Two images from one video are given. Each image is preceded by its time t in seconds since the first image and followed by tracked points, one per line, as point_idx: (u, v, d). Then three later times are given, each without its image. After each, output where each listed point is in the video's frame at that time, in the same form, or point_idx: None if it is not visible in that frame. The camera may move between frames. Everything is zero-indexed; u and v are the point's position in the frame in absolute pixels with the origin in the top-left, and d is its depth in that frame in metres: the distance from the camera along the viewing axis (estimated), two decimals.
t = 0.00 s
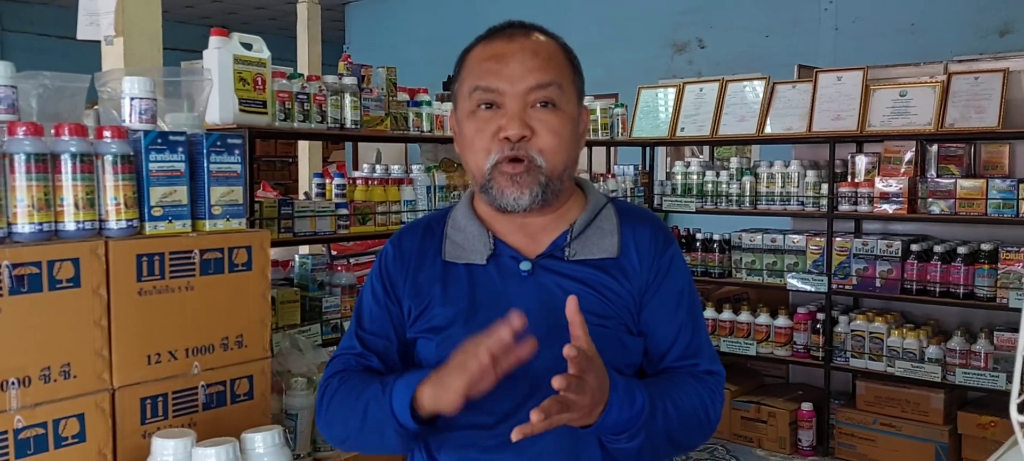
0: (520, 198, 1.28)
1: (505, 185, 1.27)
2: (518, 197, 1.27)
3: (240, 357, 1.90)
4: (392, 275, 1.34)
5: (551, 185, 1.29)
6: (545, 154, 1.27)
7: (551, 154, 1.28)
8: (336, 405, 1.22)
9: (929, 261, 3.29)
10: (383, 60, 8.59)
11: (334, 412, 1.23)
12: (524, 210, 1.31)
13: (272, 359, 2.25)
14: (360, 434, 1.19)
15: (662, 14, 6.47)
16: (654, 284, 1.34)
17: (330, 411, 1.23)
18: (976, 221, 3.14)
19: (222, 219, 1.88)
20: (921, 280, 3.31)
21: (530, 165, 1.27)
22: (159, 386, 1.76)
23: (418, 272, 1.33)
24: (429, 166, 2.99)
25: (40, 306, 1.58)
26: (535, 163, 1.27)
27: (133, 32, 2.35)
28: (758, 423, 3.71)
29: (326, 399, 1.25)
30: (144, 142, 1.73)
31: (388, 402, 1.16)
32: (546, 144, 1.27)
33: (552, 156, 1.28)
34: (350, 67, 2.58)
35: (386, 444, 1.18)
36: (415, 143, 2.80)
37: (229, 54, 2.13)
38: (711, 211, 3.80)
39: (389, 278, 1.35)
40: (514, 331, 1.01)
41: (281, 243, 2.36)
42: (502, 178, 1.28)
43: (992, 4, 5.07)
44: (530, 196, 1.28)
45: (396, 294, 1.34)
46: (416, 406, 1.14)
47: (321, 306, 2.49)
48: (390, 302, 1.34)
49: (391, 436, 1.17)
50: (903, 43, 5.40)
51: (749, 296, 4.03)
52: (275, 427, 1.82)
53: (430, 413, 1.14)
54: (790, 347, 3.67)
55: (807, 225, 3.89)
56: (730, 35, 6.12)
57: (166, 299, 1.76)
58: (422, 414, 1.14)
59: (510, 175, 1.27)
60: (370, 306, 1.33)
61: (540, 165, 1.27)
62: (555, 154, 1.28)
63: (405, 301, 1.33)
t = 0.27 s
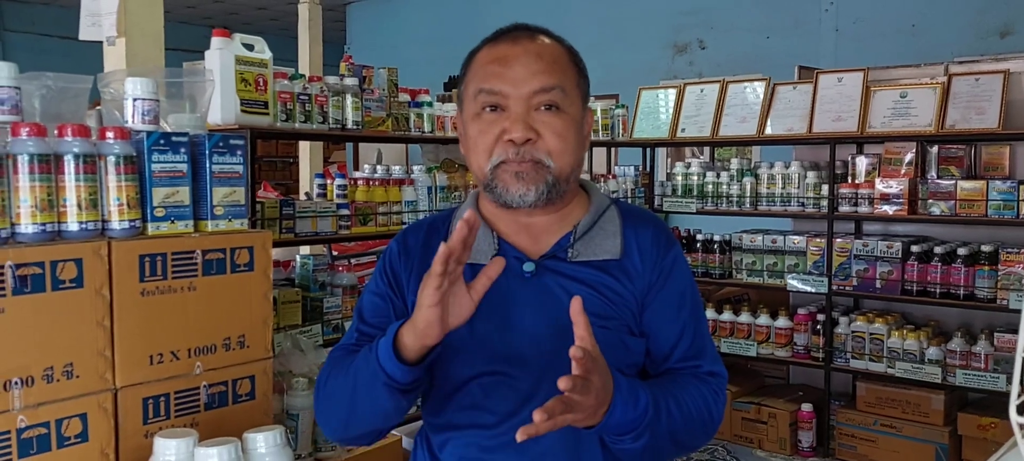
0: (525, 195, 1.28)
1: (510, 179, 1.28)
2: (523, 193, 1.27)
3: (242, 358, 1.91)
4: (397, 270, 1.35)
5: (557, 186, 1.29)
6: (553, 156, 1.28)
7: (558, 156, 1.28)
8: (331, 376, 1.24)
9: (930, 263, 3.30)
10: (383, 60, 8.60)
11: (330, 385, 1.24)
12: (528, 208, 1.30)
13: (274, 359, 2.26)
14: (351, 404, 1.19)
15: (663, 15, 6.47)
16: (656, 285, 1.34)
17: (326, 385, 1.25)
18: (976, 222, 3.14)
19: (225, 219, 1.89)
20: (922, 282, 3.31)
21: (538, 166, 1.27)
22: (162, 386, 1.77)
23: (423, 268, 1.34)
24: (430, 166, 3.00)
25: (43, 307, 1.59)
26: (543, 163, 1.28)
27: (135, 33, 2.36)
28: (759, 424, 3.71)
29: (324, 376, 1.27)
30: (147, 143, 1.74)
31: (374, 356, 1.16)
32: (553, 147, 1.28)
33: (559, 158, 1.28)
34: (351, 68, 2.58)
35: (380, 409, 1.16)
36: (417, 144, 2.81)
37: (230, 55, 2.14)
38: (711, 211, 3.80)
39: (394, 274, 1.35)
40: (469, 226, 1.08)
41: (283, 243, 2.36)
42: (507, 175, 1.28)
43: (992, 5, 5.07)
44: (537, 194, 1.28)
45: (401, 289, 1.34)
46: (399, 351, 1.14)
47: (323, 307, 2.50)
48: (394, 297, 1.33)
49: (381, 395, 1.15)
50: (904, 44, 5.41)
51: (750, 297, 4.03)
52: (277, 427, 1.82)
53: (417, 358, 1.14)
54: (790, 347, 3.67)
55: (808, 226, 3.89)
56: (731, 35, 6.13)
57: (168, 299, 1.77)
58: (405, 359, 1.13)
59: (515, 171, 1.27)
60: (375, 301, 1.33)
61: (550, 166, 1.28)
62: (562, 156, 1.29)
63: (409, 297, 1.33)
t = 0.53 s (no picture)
0: (529, 203, 1.29)
1: (512, 191, 1.29)
2: (527, 202, 1.29)
3: (243, 359, 1.91)
4: (400, 274, 1.35)
5: (563, 191, 1.30)
6: (558, 161, 1.29)
7: (563, 161, 1.29)
8: (349, 404, 1.22)
9: (930, 264, 3.30)
10: (384, 61, 8.60)
11: (346, 408, 1.22)
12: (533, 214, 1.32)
13: (275, 360, 2.27)
14: (377, 437, 1.19)
15: (664, 16, 6.48)
16: (660, 287, 1.35)
17: (343, 410, 1.23)
18: (976, 224, 3.14)
19: (226, 221, 1.89)
20: (923, 283, 3.32)
21: (543, 171, 1.28)
22: (163, 387, 1.77)
23: (427, 271, 1.34)
24: (431, 167, 3.00)
25: (45, 308, 1.59)
26: (547, 168, 1.28)
27: (137, 34, 2.36)
28: (759, 426, 3.71)
29: (339, 398, 1.25)
30: (148, 144, 1.74)
31: (402, 402, 1.15)
32: (558, 151, 1.28)
33: (564, 163, 1.29)
34: (352, 69, 2.58)
35: (402, 445, 1.18)
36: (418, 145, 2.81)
37: (231, 56, 2.14)
38: (712, 212, 3.79)
39: (398, 279, 1.35)
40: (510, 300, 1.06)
41: (284, 244, 2.36)
42: (509, 186, 1.30)
43: (994, 6, 5.07)
44: (542, 201, 1.29)
45: (404, 294, 1.34)
46: (432, 404, 1.13)
47: (324, 308, 2.50)
48: (398, 301, 1.34)
49: (407, 436, 1.16)
50: (905, 46, 5.41)
51: (750, 298, 4.03)
52: (278, 428, 1.82)
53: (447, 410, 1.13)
54: (791, 349, 3.67)
55: (809, 227, 3.89)
56: (732, 37, 6.13)
57: (170, 300, 1.77)
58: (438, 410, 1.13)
59: (517, 182, 1.29)
60: (378, 306, 1.33)
61: (555, 172, 1.28)
62: (567, 161, 1.29)
63: (413, 301, 1.33)
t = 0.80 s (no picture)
0: (531, 215, 1.31)
1: (513, 203, 1.30)
2: (528, 214, 1.31)
3: (244, 359, 1.91)
4: (401, 282, 1.34)
5: (563, 197, 1.31)
6: (558, 167, 1.29)
7: (563, 167, 1.30)
8: (361, 435, 1.22)
9: (932, 265, 3.31)
10: (385, 62, 8.60)
11: (358, 435, 1.23)
12: (534, 224, 1.34)
13: (275, 361, 2.27)
14: None
15: (665, 17, 6.48)
16: (662, 289, 1.34)
17: (355, 438, 1.23)
18: (978, 225, 3.14)
19: (226, 221, 1.89)
20: (924, 284, 3.32)
21: (543, 178, 1.29)
22: (164, 387, 1.77)
23: (429, 277, 1.34)
24: (432, 168, 3.00)
25: (45, 308, 1.59)
26: (548, 175, 1.29)
27: (138, 34, 2.36)
28: (760, 427, 3.71)
29: (349, 423, 1.25)
30: (149, 144, 1.74)
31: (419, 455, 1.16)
32: (557, 157, 1.29)
33: (565, 170, 1.30)
34: (353, 69, 2.58)
35: None
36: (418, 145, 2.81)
37: (232, 56, 2.14)
38: (713, 213, 3.79)
39: (399, 286, 1.34)
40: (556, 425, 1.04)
41: (284, 245, 2.36)
42: (510, 199, 1.31)
43: (995, 7, 5.07)
44: (544, 212, 1.31)
45: (406, 301, 1.34)
46: None
47: (324, 308, 2.50)
48: (401, 309, 1.33)
49: None
50: (907, 46, 5.40)
51: (751, 299, 4.03)
52: (279, 429, 1.82)
53: None
54: (792, 350, 3.66)
55: (810, 227, 3.89)
56: (733, 37, 6.12)
57: (170, 301, 1.77)
58: None
59: (518, 194, 1.29)
60: (381, 314, 1.33)
61: (555, 178, 1.29)
62: (566, 167, 1.30)
63: (415, 308, 1.32)
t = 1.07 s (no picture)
0: (529, 202, 1.28)
1: (513, 189, 1.28)
2: (527, 200, 1.28)
3: (242, 359, 1.90)
4: (401, 279, 1.34)
5: (561, 190, 1.29)
6: (556, 160, 1.28)
7: (561, 160, 1.28)
8: (350, 425, 1.23)
9: (931, 268, 3.30)
10: (385, 63, 8.60)
11: (348, 428, 1.23)
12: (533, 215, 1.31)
13: (274, 361, 2.27)
14: None
15: (666, 19, 6.48)
16: (662, 290, 1.34)
17: (344, 430, 1.24)
18: (978, 228, 3.14)
19: (225, 221, 1.88)
20: (924, 287, 3.32)
21: (541, 171, 1.27)
22: (161, 387, 1.76)
23: (428, 275, 1.34)
24: (432, 169, 3.00)
25: (43, 308, 1.59)
26: (546, 168, 1.27)
27: (138, 34, 2.36)
28: (759, 429, 3.70)
29: (340, 415, 1.25)
30: (148, 144, 1.73)
31: (405, 438, 1.17)
32: (556, 151, 1.28)
33: (563, 162, 1.28)
34: (353, 70, 2.58)
35: None
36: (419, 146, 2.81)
37: (232, 56, 2.14)
38: (713, 215, 3.79)
39: (399, 284, 1.35)
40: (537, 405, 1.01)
41: (283, 245, 2.35)
42: (510, 186, 1.29)
43: (996, 10, 5.07)
44: (541, 200, 1.28)
45: (406, 298, 1.34)
46: (434, 443, 1.15)
47: (323, 309, 2.49)
48: (400, 306, 1.33)
49: None
50: (907, 49, 5.40)
51: (751, 302, 4.03)
52: (277, 429, 1.82)
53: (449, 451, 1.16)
54: (792, 352, 3.66)
55: (810, 230, 3.89)
56: (734, 39, 6.12)
57: (169, 300, 1.77)
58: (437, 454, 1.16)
59: (518, 178, 1.28)
60: (379, 311, 1.33)
61: (551, 171, 1.27)
62: (565, 161, 1.28)
63: (414, 305, 1.32)
